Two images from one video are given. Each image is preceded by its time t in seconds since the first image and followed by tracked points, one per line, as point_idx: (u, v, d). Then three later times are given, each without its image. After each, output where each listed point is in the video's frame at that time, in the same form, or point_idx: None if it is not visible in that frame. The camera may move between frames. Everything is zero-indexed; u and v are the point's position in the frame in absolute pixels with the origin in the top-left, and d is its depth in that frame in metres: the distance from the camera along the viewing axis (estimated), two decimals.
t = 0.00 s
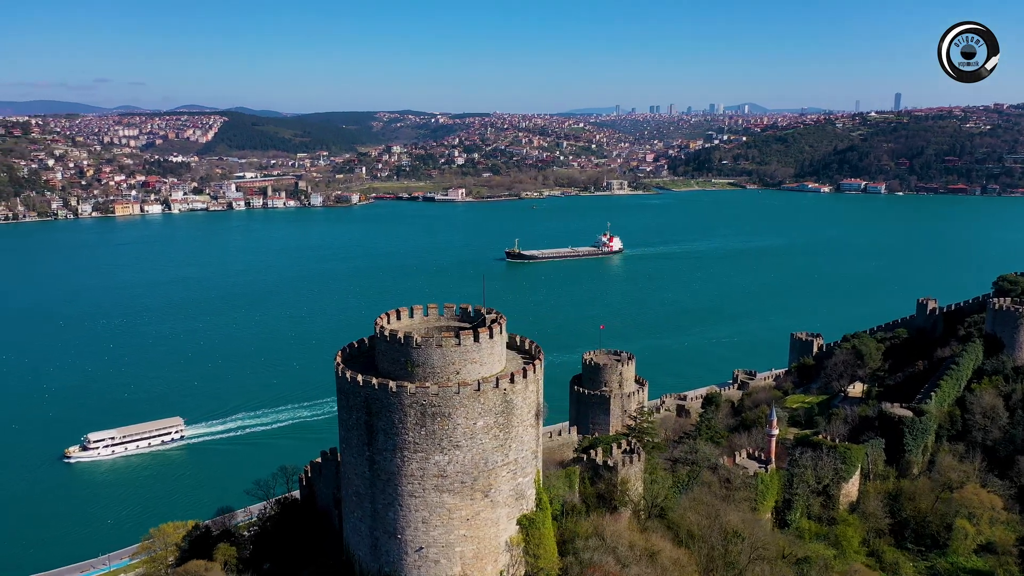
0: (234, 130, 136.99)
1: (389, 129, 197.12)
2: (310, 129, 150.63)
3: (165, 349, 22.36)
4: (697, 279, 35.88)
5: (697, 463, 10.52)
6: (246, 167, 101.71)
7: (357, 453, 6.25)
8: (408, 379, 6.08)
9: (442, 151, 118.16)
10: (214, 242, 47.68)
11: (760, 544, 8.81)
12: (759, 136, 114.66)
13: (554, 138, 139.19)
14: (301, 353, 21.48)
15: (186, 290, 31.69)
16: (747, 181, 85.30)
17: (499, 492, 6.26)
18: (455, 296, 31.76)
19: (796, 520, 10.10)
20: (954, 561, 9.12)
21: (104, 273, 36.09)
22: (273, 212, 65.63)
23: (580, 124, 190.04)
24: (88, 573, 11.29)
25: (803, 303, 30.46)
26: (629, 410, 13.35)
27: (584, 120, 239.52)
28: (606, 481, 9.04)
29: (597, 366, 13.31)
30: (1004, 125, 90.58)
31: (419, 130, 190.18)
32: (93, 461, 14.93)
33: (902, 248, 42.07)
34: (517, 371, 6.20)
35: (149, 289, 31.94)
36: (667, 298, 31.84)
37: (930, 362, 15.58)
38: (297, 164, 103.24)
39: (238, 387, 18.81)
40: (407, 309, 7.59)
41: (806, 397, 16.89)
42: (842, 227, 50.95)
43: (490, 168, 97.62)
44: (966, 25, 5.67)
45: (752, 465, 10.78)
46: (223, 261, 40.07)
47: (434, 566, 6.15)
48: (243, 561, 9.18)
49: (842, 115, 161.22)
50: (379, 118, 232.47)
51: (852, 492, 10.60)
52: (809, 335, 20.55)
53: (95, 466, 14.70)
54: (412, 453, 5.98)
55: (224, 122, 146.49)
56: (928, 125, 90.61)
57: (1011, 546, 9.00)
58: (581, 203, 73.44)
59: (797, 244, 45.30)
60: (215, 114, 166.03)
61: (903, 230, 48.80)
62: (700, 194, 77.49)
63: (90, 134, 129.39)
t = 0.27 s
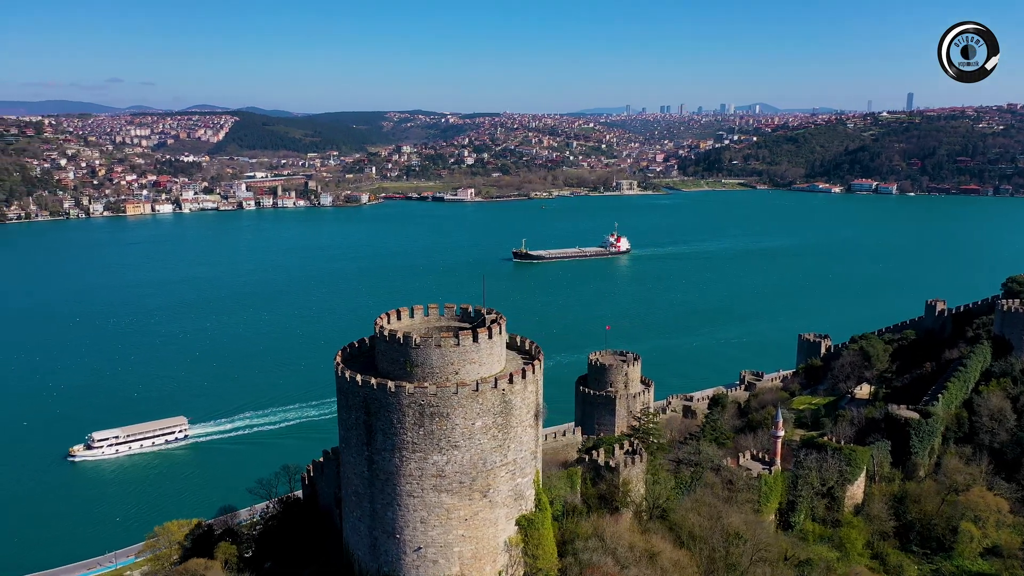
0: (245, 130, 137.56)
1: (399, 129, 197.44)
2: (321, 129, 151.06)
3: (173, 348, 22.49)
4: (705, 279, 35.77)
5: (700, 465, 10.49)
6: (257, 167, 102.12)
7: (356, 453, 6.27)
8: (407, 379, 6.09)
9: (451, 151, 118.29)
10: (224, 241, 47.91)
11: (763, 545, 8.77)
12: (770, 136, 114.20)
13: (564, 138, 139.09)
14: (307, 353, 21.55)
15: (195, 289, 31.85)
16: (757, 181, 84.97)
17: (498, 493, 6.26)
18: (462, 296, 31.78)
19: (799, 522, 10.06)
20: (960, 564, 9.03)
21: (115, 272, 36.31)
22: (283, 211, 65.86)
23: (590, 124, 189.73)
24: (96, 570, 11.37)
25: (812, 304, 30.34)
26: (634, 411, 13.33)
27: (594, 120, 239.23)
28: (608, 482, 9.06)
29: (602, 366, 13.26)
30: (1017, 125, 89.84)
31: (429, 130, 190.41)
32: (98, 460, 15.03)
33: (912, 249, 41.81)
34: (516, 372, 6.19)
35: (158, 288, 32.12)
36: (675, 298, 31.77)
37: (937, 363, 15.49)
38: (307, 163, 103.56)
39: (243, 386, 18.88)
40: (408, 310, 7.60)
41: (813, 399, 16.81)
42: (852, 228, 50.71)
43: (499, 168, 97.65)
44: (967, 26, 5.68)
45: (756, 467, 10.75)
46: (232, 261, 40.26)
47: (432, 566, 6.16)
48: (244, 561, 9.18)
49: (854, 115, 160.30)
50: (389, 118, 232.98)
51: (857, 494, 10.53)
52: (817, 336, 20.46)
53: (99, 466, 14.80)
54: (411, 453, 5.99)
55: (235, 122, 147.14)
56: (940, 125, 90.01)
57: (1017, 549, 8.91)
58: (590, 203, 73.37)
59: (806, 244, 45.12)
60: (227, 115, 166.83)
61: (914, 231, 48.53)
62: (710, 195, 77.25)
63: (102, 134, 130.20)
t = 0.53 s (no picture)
0: (254, 130, 138.06)
1: (408, 130, 197.72)
2: (329, 129, 151.47)
3: (180, 348, 22.59)
4: (711, 280, 35.66)
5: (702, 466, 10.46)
6: (265, 167, 102.47)
7: (354, 452, 6.27)
8: (406, 379, 6.09)
9: (459, 151, 118.41)
10: (232, 241, 48.12)
11: (764, 546, 8.73)
12: (778, 136, 113.80)
13: (572, 138, 138.99)
14: (311, 353, 21.57)
15: (203, 289, 31.98)
16: (765, 182, 84.68)
17: (496, 493, 6.25)
18: (466, 296, 31.79)
19: (802, 524, 10.00)
20: (964, 567, 8.95)
21: (124, 272, 36.51)
22: (291, 212, 66.06)
23: (598, 124, 189.46)
24: (103, 567, 11.44)
25: (818, 304, 30.19)
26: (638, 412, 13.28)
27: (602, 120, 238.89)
28: (609, 482, 9.08)
29: (607, 367, 13.19)
30: None
31: (437, 130, 190.56)
32: (100, 459, 15.10)
33: (920, 249, 41.55)
34: (515, 372, 6.18)
35: (166, 288, 32.28)
36: (681, 299, 31.68)
37: (944, 365, 15.40)
38: (315, 164, 103.85)
39: (247, 386, 18.93)
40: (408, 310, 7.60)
41: (819, 400, 16.73)
42: (860, 229, 50.42)
43: (506, 168, 97.69)
44: (967, 25, 5.67)
45: (759, 469, 10.70)
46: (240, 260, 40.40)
47: (430, 567, 6.15)
48: (243, 560, 9.19)
49: (863, 115, 159.48)
50: (398, 119, 233.33)
51: (861, 497, 10.46)
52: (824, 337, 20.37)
53: (102, 465, 14.88)
54: (409, 453, 5.99)
55: (244, 123, 147.64)
56: (950, 125, 89.46)
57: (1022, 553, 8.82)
58: (597, 203, 73.32)
59: (814, 245, 44.87)
60: (236, 115, 167.58)
61: (923, 232, 48.24)
62: (718, 195, 77.04)
63: (113, 134, 130.92)
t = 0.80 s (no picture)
0: (263, 130, 138.56)
1: (418, 129, 197.94)
2: (339, 129, 151.80)
3: (187, 346, 22.68)
4: (719, 280, 35.54)
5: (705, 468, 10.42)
6: (275, 167, 102.81)
7: (353, 452, 6.28)
8: (404, 379, 6.10)
9: (468, 151, 118.51)
10: (241, 240, 48.33)
11: (765, 547, 8.69)
12: (789, 136, 113.34)
13: (581, 138, 138.84)
14: (316, 352, 21.61)
15: (211, 288, 32.11)
16: (775, 182, 84.35)
17: (494, 493, 6.25)
18: (473, 296, 31.79)
19: (805, 526, 9.94)
20: (968, 569, 8.89)
21: (134, 271, 36.71)
22: (299, 211, 66.27)
23: (607, 124, 189.19)
24: (107, 565, 11.47)
25: (827, 305, 30.04)
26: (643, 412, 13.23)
27: (611, 120, 238.47)
28: (610, 483, 9.07)
29: (612, 367, 13.18)
30: None
31: (447, 130, 190.72)
32: (104, 458, 15.18)
33: (930, 250, 41.27)
34: (514, 372, 6.18)
35: (175, 287, 32.44)
36: (687, 300, 31.59)
37: (951, 366, 15.30)
38: (324, 163, 104.15)
39: (251, 385, 18.98)
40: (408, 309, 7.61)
41: (825, 401, 16.65)
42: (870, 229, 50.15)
43: (515, 168, 97.70)
44: (966, 25, 5.64)
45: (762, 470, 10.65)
46: (249, 260, 40.56)
47: (428, 566, 6.16)
48: (244, 557, 9.24)
49: (875, 115, 158.55)
50: (408, 119, 233.66)
51: (866, 499, 10.40)
52: (831, 338, 20.27)
53: (105, 463, 14.95)
54: (407, 452, 5.99)
55: (254, 122, 148.17)
56: (962, 125, 88.84)
57: None
58: (606, 203, 73.23)
59: (823, 246, 44.63)
60: (246, 116, 168.27)
61: (933, 232, 47.92)
62: (727, 195, 76.80)
63: (124, 134, 131.65)
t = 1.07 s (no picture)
0: (272, 130, 138.97)
1: (426, 129, 198.11)
2: (348, 129, 152.07)
3: (193, 345, 22.77)
4: (725, 281, 35.43)
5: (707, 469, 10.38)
6: (284, 166, 103.08)
7: (352, 451, 6.29)
8: (403, 379, 6.11)
9: (476, 151, 118.58)
10: (250, 240, 48.53)
11: (766, 547, 8.65)
12: (798, 136, 112.88)
13: (590, 138, 138.67)
14: (321, 351, 21.65)
15: (218, 287, 32.22)
16: (783, 182, 84.01)
17: (492, 492, 6.25)
18: (479, 296, 31.80)
19: (807, 527, 9.89)
20: (972, 571, 8.82)
21: (142, 270, 36.88)
22: (307, 211, 66.44)
23: (616, 125, 188.90)
24: (113, 562, 11.54)
25: (834, 306, 29.89)
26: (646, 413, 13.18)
27: (620, 120, 238.10)
28: (611, 484, 9.09)
29: (617, 367, 13.13)
30: None
31: (455, 130, 190.81)
32: (107, 457, 15.26)
33: (939, 251, 41.01)
34: (512, 373, 6.17)
35: (183, 286, 32.56)
36: (693, 300, 31.51)
37: (957, 367, 15.21)
38: (333, 163, 104.35)
39: (255, 384, 19.03)
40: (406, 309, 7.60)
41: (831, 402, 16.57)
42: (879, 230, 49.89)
43: (523, 168, 97.67)
44: (966, 26, 5.62)
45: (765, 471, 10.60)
46: (256, 259, 40.65)
47: (426, 566, 6.16)
48: (243, 557, 9.21)
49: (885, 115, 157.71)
50: (416, 119, 233.95)
51: (870, 500, 10.33)
52: (837, 339, 20.18)
53: (108, 462, 15.03)
54: (405, 452, 6.00)
55: (263, 122, 148.56)
56: (973, 125, 88.27)
57: None
58: (614, 203, 73.14)
59: (831, 246, 44.42)
60: (256, 116, 168.82)
61: (943, 232, 47.61)
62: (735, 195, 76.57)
63: (134, 134, 132.24)
